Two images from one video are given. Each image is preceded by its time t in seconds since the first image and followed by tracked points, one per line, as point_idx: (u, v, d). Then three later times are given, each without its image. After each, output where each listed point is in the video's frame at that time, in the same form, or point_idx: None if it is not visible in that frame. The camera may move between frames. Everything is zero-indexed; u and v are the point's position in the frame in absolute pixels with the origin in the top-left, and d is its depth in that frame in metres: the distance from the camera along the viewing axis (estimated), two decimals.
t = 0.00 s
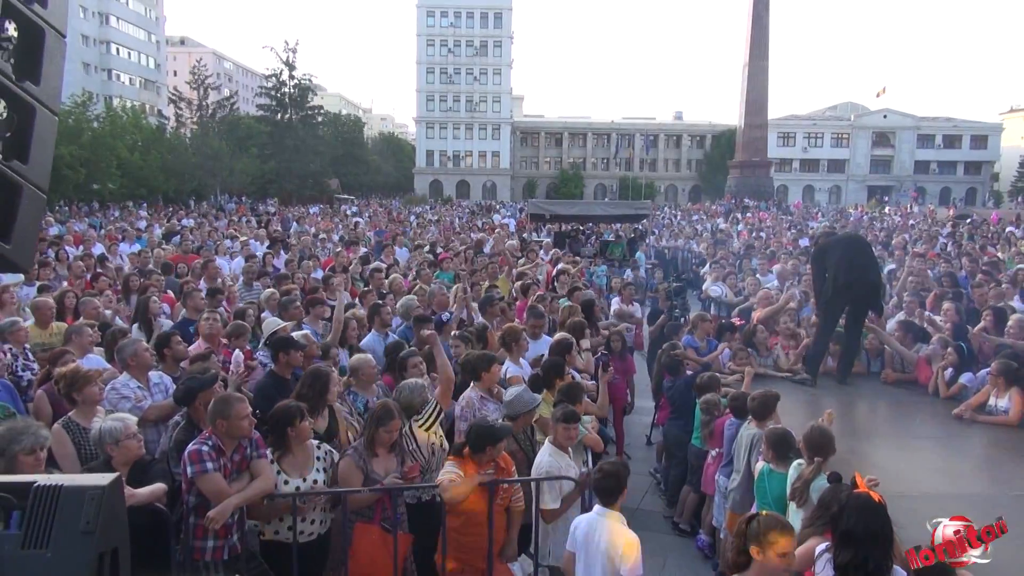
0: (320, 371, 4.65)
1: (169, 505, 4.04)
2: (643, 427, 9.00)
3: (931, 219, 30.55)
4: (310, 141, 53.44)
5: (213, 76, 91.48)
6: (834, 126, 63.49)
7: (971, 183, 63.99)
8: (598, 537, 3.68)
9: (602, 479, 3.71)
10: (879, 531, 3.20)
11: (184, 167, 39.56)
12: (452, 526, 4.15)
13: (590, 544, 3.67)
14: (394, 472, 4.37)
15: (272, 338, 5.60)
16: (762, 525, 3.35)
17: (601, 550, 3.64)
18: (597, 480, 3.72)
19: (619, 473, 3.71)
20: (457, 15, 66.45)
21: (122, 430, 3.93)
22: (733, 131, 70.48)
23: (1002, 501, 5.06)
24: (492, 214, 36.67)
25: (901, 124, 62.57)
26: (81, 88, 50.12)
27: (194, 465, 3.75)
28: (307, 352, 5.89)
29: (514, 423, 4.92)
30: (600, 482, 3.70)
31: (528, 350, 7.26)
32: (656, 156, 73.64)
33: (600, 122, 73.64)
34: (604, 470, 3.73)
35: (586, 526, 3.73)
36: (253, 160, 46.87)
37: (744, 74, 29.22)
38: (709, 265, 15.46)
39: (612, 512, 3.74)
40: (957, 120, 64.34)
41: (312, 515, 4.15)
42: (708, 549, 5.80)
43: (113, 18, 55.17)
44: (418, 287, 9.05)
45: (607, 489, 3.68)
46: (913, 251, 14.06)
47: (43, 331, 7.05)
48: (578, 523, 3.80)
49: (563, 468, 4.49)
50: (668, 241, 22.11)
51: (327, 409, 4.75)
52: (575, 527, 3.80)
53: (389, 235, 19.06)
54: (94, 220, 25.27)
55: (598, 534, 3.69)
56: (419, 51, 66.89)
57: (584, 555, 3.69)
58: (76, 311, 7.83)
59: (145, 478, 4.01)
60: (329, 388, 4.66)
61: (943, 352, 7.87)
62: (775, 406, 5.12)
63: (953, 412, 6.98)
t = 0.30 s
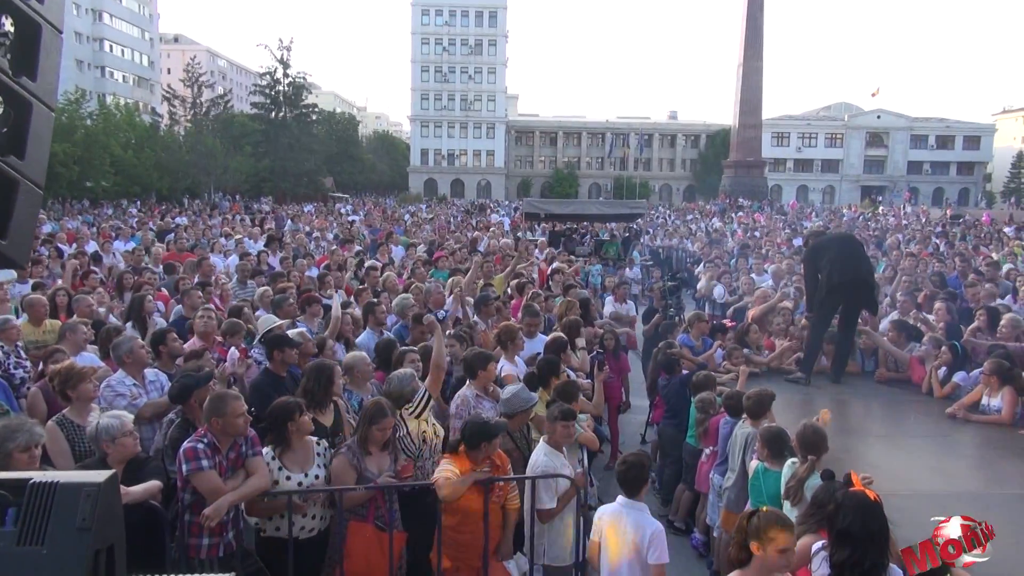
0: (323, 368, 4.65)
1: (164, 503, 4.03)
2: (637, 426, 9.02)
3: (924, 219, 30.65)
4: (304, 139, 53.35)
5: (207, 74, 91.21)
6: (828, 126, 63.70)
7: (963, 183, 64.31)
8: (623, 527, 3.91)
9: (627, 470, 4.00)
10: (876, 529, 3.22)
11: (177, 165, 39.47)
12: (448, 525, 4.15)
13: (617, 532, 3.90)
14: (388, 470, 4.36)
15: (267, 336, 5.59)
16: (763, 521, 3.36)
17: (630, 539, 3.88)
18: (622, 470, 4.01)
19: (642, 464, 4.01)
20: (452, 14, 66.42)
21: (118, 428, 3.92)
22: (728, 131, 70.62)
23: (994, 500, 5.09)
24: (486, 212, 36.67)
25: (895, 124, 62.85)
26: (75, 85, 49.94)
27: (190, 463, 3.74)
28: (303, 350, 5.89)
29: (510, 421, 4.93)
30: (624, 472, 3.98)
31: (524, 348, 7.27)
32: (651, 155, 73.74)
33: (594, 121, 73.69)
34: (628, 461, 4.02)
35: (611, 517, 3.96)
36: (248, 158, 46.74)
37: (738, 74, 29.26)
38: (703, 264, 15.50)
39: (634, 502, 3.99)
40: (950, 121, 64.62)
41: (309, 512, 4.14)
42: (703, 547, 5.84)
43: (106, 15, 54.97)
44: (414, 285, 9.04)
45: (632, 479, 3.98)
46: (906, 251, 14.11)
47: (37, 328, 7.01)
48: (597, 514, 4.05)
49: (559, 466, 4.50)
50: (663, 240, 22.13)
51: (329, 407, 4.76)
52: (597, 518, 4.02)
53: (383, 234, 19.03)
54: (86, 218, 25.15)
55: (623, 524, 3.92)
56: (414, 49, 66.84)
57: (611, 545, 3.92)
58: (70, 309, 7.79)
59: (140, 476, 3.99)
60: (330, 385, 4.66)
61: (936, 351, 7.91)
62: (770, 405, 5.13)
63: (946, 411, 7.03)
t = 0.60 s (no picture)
0: (329, 364, 4.66)
1: (164, 500, 4.04)
2: (638, 424, 9.02)
3: (924, 219, 30.62)
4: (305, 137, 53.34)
5: (207, 72, 91.28)
6: (828, 125, 63.66)
7: (964, 183, 64.35)
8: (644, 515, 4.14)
9: (647, 461, 4.19)
10: (879, 528, 3.22)
11: (178, 162, 39.53)
12: (449, 520, 4.16)
13: (638, 520, 4.13)
14: (391, 467, 4.36)
15: (268, 333, 5.59)
16: (767, 517, 3.36)
17: (652, 526, 4.10)
18: (643, 461, 4.19)
19: (661, 455, 4.20)
20: (453, 12, 66.38)
21: (118, 424, 3.93)
22: (728, 130, 70.61)
23: (995, 499, 5.08)
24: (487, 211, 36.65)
25: (895, 124, 62.84)
26: (75, 82, 49.97)
27: (190, 461, 3.73)
28: (303, 347, 5.88)
29: (512, 418, 4.93)
30: (645, 462, 4.18)
31: (524, 346, 7.28)
32: (651, 154, 73.74)
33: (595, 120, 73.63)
34: (649, 452, 4.21)
35: (632, 505, 4.17)
36: (248, 156, 46.73)
37: (739, 73, 29.23)
38: (704, 263, 15.49)
39: (654, 492, 4.20)
40: (951, 121, 64.57)
41: (310, 508, 4.14)
42: (703, 545, 5.87)
43: (107, 12, 54.97)
44: (414, 283, 9.05)
45: (652, 469, 4.17)
46: (906, 251, 14.11)
47: (37, 325, 7.01)
48: (617, 502, 4.27)
49: (561, 465, 4.49)
50: (663, 239, 22.11)
51: (334, 403, 4.77)
52: (618, 505, 4.24)
53: (384, 232, 19.01)
54: (86, 215, 25.13)
55: (644, 513, 4.15)
56: (414, 47, 66.80)
57: (632, 532, 4.14)
58: (70, 306, 7.80)
59: (141, 473, 3.99)
60: (334, 382, 4.66)
61: (936, 352, 7.90)
62: (772, 404, 5.13)
63: (946, 411, 7.02)
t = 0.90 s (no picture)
0: (324, 363, 4.66)
1: (164, 497, 4.04)
2: (638, 423, 9.03)
3: (925, 218, 30.62)
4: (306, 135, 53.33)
5: (208, 70, 91.31)
6: (830, 125, 63.60)
7: (965, 183, 64.28)
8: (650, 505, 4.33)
9: (652, 453, 4.34)
10: (879, 528, 3.23)
11: (179, 160, 39.53)
12: (449, 517, 4.17)
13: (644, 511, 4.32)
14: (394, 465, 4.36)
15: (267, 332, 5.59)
16: (765, 516, 3.36)
17: (656, 516, 4.30)
18: (648, 452, 4.35)
19: (665, 448, 4.36)
20: (454, 10, 66.36)
21: (116, 423, 3.92)
22: (729, 129, 70.57)
23: (996, 499, 5.08)
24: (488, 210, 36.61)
25: (897, 123, 62.79)
26: (77, 80, 49.99)
27: (191, 458, 3.74)
28: (303, 346, 5.89)
29: (512, 417, 4.94)
30: (651, 453, 4.34)
31: (525, 344, 7.29)
32: (652, 153, 73.72)
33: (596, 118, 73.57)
34: (653, 444, 4.37)
35: (637, 496, 4.37)
36: (249, 154, 46.72)
37: (741, 72, 29.21)
38: (704, 262, 15.50)
39: (658, 482, 4.36)
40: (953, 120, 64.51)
41: (310, 505, 4.15)
42: (702, 544, 5.89)
43: (108, 9, 54.97)
44: (414, 281, 9.06)
45: (657, 460, 4.33)
46: (907, 251, 14.10)
47: (38, 322, 7.02)
48: (624, 494, 4.48)
49: (561, 463, 4.50)
50: (663, 238, 22.12)
51: (332, 401, 4.76)
52: (624, 497, 4.45)
53: (385, 231, 19.01)
54: (87, 212, 25.14)
55: (649, 502, 4.33)
56: (416, 45, 66.80)
57: (638, 521, 4.34)
58: (70, 303, 7.81)
59: (140, 471, 4.00)
60: (331, 380, 4.66)
61: (936, 352, 7.90)
62: (772, 403, 5.14)
63: (946, 411, 7.02)
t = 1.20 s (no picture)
0: (306, 363, 4.64)
1: (159, 498, 4.04)
2: (634, 422, 9.05)
3: (919, 217, 30.67)
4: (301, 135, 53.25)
5: (202, 70, 91.13)
6: (824, 124, 63.73)
7: (959, 181, 64.47)
8: (651, 482, 4.61)
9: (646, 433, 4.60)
10: (873, 526, 3.23)
11: (173, 160, 39.41)
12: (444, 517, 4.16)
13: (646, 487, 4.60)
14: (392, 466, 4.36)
15: (261, 332, 5.59)
16: (756, 514, 3.39)
17: (657, 492, 4.57)
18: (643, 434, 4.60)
19: (659, 428, 4.61)
20: (449, 9, 66.35)
21: (108, 423, 3.91)
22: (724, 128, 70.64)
23: (990, 497, 5.10)
24: (484, 210, 36.58)
25: (891, 122, 62.98)
26: (70, 80, 49.77)
27: (185, 459, 3.73)
28: (298, 347, 5.90)
29: (507, 416, 4.95)
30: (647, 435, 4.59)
31: (520, 344, 7.31)
32: (648, 152, 73.77)
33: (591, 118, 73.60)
34: (648, 425, 4.60)
35: (638, 476, 4.62)
36: (244, 153, 46.63)
37: (735, 71, 29.26)
38: (699, 262, 15.55)
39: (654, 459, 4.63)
40: (946, 119, 64.69)
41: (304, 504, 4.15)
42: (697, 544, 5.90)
43: (102, 9, 54.83)
44: (410, 281, 9.04)
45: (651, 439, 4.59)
46: (900, 250, 14.16)
47: (32, 323, 7.00)
48: (622, 474, 4.74)
49: (555, 462, 4.51)
50: (659, 237, 22.11)
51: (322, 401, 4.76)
52: (623, 478, 4.71)
53: (380, 230, 19.00)
54: (82, 212, 25.08)
55: (649, 480, 4.60)
56: (411, 45, 66.75)
57: (640, 499, 4.61)
58: (64, 304, 7.79)
59: (135, 472, 3.99)
60: (317, 379, 4.65)
61: (931, 350, 7.93)
62: (766, 401, 5.15)
63: (941, 408, 7.05)
